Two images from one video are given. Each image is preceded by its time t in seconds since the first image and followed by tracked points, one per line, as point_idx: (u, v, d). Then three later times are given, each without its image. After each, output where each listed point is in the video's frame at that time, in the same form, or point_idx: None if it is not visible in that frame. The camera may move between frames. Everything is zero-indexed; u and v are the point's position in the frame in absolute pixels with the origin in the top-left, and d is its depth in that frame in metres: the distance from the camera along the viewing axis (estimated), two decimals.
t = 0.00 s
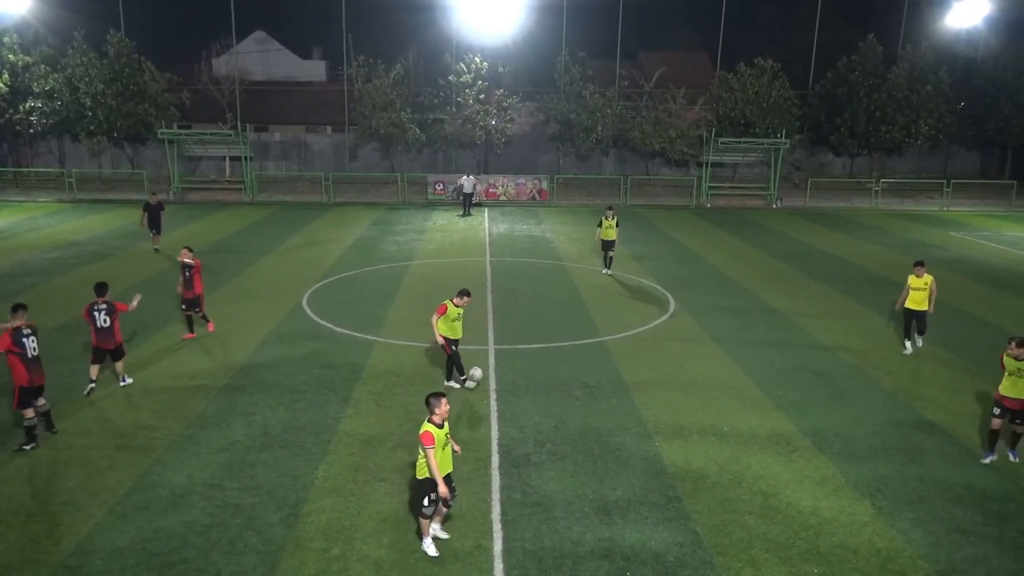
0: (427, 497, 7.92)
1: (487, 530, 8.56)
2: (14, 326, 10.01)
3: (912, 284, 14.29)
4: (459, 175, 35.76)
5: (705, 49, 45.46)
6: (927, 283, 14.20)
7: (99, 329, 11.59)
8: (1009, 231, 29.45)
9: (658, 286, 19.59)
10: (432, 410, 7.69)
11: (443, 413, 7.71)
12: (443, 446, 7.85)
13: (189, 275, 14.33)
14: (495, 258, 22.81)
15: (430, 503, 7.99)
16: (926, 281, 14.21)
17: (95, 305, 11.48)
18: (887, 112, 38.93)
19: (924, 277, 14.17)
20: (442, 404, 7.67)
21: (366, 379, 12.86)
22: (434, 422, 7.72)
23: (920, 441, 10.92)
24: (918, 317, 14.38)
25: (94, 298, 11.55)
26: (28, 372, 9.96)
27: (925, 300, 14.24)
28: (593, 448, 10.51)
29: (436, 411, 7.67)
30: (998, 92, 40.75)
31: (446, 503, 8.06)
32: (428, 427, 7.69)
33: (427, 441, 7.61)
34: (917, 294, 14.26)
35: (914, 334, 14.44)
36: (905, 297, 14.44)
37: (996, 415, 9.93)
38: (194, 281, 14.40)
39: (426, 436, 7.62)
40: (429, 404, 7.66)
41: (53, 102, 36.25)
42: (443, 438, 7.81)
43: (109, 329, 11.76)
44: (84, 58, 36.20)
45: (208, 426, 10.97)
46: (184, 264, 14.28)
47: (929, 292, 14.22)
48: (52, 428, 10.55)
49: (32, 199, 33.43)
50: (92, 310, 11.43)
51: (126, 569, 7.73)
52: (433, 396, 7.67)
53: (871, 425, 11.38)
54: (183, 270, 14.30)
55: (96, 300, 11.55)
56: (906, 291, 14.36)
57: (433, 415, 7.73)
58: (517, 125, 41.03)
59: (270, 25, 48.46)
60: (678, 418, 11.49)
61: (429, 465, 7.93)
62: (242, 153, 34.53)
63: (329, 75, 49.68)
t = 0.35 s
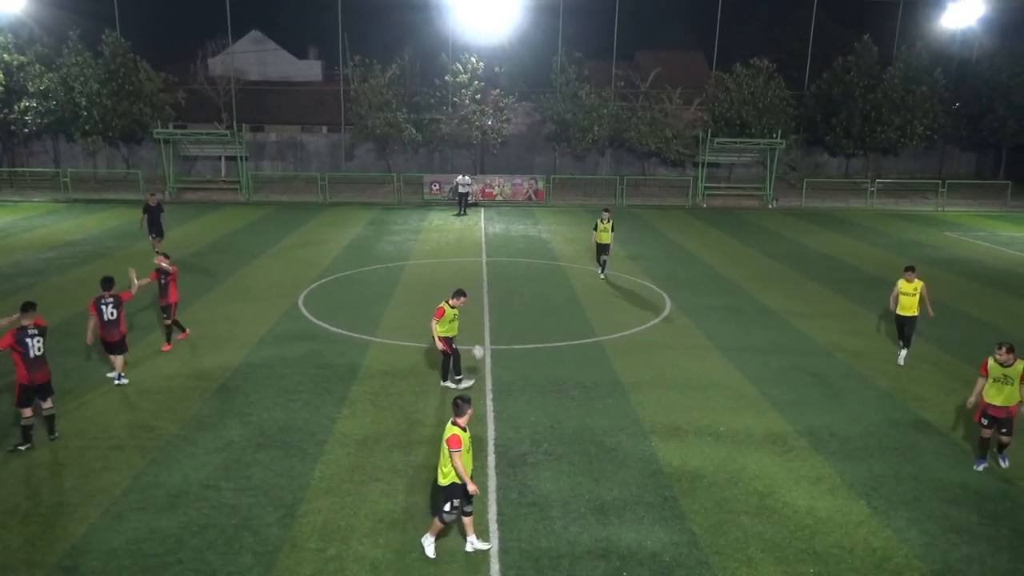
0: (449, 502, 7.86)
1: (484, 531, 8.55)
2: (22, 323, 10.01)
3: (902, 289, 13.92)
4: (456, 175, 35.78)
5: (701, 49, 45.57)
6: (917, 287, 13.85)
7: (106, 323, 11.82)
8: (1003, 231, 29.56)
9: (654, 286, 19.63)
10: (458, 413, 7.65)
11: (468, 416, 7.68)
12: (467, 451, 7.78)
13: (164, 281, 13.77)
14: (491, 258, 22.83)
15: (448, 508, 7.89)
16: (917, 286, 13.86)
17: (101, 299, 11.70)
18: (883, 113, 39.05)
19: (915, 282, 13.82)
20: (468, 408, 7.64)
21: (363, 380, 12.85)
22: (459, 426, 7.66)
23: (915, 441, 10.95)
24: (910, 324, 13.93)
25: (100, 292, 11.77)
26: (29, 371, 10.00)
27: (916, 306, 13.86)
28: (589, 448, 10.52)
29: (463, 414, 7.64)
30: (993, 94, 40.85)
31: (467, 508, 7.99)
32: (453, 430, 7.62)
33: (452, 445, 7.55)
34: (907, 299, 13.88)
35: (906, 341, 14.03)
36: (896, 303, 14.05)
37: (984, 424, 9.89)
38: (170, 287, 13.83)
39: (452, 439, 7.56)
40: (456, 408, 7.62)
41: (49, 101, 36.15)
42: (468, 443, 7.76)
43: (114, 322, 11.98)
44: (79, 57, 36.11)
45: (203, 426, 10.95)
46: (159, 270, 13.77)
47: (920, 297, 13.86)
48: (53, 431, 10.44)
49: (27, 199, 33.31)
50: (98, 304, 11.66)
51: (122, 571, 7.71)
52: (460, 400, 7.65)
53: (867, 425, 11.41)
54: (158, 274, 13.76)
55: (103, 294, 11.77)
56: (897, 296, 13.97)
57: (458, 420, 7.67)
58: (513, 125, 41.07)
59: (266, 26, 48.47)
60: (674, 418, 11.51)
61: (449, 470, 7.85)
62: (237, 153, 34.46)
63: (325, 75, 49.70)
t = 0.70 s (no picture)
0: (481, 504, 7.71)
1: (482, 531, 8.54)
2: (32, 320, 10.24)
3: (894, 292, 13.58)
4: (454, 175, 35.78)
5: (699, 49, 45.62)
6: (910, 292, 13.46)
7: (113, 316, 12.19)
8: (1000, 231, 29.60)
9: (653, 286, 19.66)
10: (482, 415, 7.66)
11: (492, 418, 7.71)
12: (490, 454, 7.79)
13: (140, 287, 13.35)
14: (489, 258, 22.85)
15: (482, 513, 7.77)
16: (910, 290, 13.46)
17: (108, 293, 12.10)
18: (880, 113, 39.11)
19: (908, 286, 13.44)
20: (493, 410, 7.67)
21: (361, 379, 12.86)
22: (481, 428, 7.70)
23: (913, 441, 10.96)
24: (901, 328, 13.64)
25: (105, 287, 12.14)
26: (33, 367, 10.20)
27: (908, 310, 13.52)
28: (587, 448, 10.52)
29: (488, 416, 7.66)
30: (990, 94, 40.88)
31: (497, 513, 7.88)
32: (474, 431, 7.67)
33: (472, 444, 7.59)
34: (899, 303, 13.55)
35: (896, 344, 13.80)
36: (888, 306, 13.74)
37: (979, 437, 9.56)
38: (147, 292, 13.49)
39: (472, 440, 7.60)
40: (481, 409, 7.64)
41: (46, 101, 36.08)
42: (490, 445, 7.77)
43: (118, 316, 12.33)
44: (76, 57, 36.07)
45: (201, 427, 10.94)
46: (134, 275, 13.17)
47: (912, 302, 13.49)
48: (50, 432, 10.42)
49: (24, 199, 33.24)
50: (105, 298, 12.06)
51: (120, 571, 7.70)
52: (486, 401, 7.66)
53: (864, 425, 11.43)
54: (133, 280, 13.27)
55: (108, 289, 12.14)
56: (889, 300, 13.66)
57: (481, 420, 7.71)
58: (511, 125, 41.08)
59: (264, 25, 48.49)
60: (672, 419, 11.51)
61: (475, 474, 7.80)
62: (235, 153, 34.40)
63: (323, 75, 49.71)
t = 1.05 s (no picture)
0: (501, 515, 7.63)
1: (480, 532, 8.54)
2: (35, 318, 10.32)
3: (882, 297, 13.26)
4: (453, 175, 35.80)
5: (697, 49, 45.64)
6: (899, 297, 13.15)
7: (126, 313, 12.40)
8: (999, 232, 29.63)
9: (651, 286, 19.67)
10: (504, 424, 7.44)
11: (515, 426, 7.48)
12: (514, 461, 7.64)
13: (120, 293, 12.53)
14: (488, 258, 22.87)
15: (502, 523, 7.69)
16: (898, 295, 13.16)
17: (121, 291, 12.23)
18: (878, 113, 39.12)
19: (896, 291, 13.14)
20: (515, 418, 7.43)
21: (359, 380, 12.87)
22: (505, 436, 7.49)
23: (911, 441, 10.98)
24: (890, 333, 13.32)
25: (116, 284, 12.24)
26: (33, 366, 10.21)
27: (897, 315, 13.21)
28: (585, 448, 10.52)
29: (510, 425, 7.43)
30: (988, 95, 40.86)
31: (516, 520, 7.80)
32: (498, 440, 7.47)
33: (498, 454, 7.42)
34: (888, 308, 13.24)
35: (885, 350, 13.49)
36: (876, 311, 13.41)
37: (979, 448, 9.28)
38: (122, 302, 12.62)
39: (497, 449, 7.43)
40: (502, 418, 7.40)
41: (44, 102, 35.94)
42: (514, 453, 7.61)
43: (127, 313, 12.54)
44: (74, 58, 35.97)
45: (199, 427, 10.93)
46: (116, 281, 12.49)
47: (901, 307, 13.19)
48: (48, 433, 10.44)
49: (22, 200, 33.16)
50: (120, 295, 12.21)
51: (118, 572, 7.70)
52: (507, 410, 7.41)
53: (862, 425, 11.44)
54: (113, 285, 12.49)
55: (120, 286, 12.28)
56: (877, 305, 13.33)
57: (503, 429, 7.49)
58: (509, 125, 41.08)
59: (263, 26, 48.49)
60: (671, 419, 11.52)
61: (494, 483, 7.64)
62: (233, 153, 34.38)
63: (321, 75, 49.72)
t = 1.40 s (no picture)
0: (515, 519, 7.65)
1: (478, 532, 8.53)
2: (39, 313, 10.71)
3: (875, 304, 12.88)
4: (452, 176, 35.81)
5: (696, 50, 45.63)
6: (892, 303, 12.79)
7: (130, 313, 12.51)
8: (998, 232, 29.62)
9: (650, 286, 19.69)
10: (527, 428, 7.42)
11: (537, 430, 7.47)
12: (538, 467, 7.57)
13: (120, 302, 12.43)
14: (486, 259, 22.90)
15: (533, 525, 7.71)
16: (890, 302, 12.81)
17: (126, 289, 12.37)
18: (877, 113, 39.11)
19: (889, 297, 12.79)
20: (537, 422, 7.43)
21: (358, 380, 12.87)
22: (527, 441, 7.45)
23: (910, 441, 10.98)
24: (882, 341, 12.89)
25: (120, 283, 12.39)
26: (41, 358, 10.67)
27: (888, 322, 12.80)
28: (584, 449, 10.53)
29: (533, 429, 7.42)
30: (986, 95, 40.81)
31: (533, 524, 7.77)
32: (521, 446, 7.40)
33: (521, 460, 7.34)
34: (880, 315, 12.83)
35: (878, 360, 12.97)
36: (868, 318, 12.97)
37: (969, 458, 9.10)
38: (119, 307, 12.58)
39: (521, 455, 7.36)
40: (524, 423, 7.39)
41: (42, 102, 35.82)
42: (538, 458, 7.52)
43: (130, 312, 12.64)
44: (73, 58, 35.90)
45: (198, 428, 10.92)
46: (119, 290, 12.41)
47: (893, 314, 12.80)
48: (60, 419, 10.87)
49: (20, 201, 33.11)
50: (125, 294, 12.36)
51: (116, 573, 7.68)
52: (529, 414, 7.40)
53: (861, 425, 11.45)
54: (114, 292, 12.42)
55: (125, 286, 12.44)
56: (869, 311, 12.91)
57: (525, 434, 7.46)
58: (508, 126, 41.09)
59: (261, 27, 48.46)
60: (670, 419, 11.53)
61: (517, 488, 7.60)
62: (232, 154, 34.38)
63: (320, 76, 49.74)
